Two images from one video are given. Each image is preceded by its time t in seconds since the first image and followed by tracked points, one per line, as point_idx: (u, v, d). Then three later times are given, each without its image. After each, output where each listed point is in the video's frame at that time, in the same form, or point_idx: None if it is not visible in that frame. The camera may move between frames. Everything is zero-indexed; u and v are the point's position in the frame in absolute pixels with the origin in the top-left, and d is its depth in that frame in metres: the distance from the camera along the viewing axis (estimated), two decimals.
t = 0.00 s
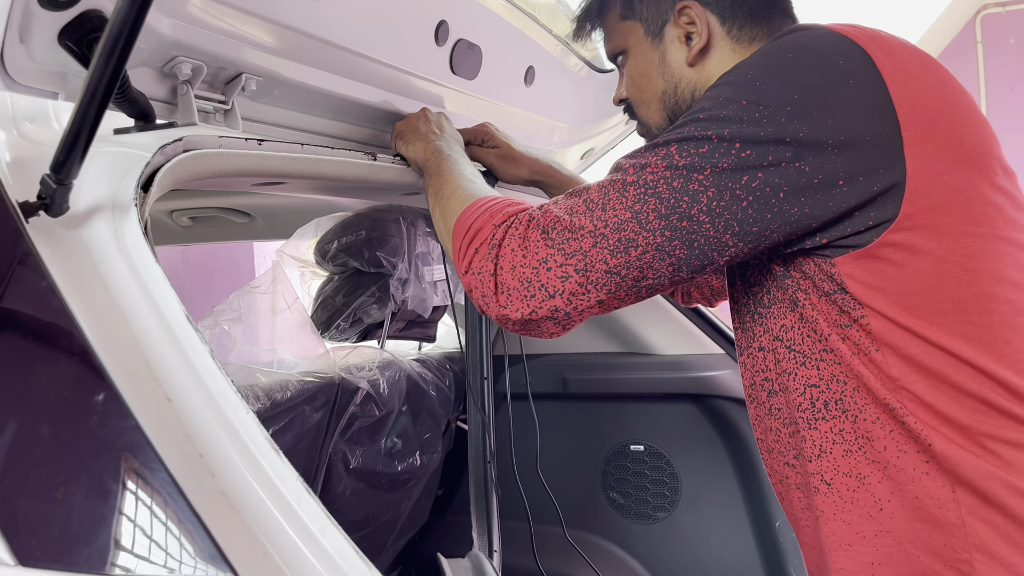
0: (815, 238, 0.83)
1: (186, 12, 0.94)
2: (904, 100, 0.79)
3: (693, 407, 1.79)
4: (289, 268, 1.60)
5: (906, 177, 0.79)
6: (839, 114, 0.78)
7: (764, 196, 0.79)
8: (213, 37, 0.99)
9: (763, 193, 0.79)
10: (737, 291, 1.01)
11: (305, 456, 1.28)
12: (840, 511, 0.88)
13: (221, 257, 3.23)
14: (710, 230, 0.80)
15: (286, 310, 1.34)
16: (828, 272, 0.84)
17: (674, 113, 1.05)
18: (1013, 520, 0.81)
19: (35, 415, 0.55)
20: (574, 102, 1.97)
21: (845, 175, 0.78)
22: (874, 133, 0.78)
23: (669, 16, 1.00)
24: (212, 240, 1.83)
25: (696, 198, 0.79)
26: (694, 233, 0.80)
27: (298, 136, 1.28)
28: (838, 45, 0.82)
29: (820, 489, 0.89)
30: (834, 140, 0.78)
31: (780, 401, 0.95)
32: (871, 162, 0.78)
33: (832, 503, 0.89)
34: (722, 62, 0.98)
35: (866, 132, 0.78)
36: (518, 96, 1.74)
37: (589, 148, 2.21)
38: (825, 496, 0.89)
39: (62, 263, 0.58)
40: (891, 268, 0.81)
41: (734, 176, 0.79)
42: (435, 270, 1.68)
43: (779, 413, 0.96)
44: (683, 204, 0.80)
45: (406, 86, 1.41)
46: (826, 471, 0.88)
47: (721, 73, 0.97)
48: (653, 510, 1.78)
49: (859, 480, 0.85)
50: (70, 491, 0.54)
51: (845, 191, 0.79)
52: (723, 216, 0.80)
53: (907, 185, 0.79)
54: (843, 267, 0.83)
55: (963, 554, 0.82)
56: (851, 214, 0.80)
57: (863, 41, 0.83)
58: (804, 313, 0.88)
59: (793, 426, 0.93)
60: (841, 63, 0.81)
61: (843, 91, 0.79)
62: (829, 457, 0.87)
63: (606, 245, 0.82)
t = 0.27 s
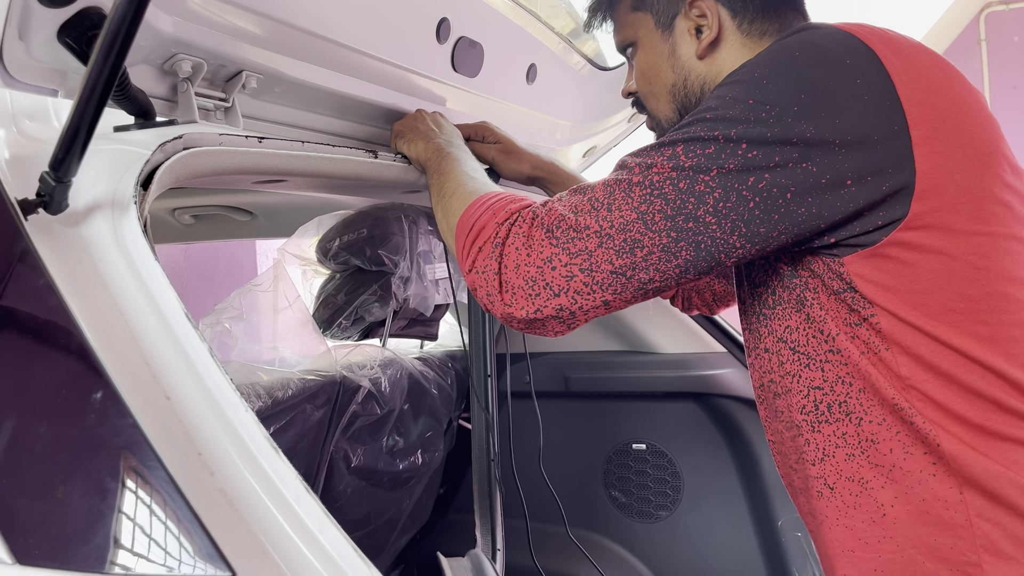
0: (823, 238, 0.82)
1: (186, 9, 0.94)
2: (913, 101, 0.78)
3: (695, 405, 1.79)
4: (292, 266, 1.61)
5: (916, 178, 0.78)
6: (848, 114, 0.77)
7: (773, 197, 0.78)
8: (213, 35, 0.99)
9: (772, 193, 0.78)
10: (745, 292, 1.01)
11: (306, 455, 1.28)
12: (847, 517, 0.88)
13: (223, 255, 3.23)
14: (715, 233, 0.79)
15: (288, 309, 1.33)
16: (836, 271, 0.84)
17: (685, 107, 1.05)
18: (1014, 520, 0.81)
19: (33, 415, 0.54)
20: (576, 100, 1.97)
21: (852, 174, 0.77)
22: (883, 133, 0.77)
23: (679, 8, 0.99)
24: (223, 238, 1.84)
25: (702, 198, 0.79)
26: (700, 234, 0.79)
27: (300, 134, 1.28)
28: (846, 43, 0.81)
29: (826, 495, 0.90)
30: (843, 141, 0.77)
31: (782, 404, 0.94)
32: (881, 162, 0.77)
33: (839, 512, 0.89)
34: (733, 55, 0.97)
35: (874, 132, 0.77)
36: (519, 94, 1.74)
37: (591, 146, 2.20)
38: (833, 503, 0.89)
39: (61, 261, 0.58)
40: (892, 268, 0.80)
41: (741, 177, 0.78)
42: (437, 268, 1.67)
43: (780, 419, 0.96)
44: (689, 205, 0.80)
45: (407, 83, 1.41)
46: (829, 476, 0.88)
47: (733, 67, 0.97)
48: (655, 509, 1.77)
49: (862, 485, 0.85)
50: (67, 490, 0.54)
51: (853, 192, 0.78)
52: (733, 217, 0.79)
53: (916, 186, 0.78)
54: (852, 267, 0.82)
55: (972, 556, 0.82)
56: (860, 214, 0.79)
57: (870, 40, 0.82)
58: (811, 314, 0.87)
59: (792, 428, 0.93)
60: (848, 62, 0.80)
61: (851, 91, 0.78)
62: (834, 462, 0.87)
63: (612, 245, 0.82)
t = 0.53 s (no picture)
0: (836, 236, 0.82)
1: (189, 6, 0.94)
2: (926, 99, 0.78)
3: (698, 404, 1.78)
4: (294, 264, 1.62)
5: (928, 177, 0.77)
6: (861, 112, 0.77)
7: (785, 195, 0.77)
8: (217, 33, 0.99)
9: (784, 191, 0.77)
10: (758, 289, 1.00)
11: (309, 453, 1.28)
12: (861, 511, 0.86)
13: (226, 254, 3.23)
14: (721, 230, 0.79)
15: (291, 307, 1.34)
16: (848, 269, 0.83)
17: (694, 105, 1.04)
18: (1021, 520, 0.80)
19: (35, 412, 0.54)
20: (579, 98, 1.96)
21: (866, 172, 0.76)
22: (896, 131, 0.77)
23: (690, 7, 0.99)
24: (218, 237, 1.84)
25: (713, 195, 0.79)
26: (711, 230, 0.79)
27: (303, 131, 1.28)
28: (859, 41, 0.81)
29: (840, 489, 0.88)
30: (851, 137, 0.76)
31: (801, 398, 0.93)
32: (893, 160, 0.77)
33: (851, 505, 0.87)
34: (744, 53, 0.96)
35: (888, 130, 0.76)
36: (522, 92, 1.73)
37: (595, 144, 2.19)
38: (847, 497, 0.88)
39: (62, 258, 0.57)
40: (898, 265, 0.80)
41: (753, 173, 0.78)
42: (440, 266, 1.66)
43: (797, 414, 0.95)
44: (703, 201, 0.79)
45: (410, 81, 1.40)
46: (843, 471, 0.87)
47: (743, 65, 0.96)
48: (658, 508, 1.77)
49: (878, 480, 0.85)
50: (69, 487, 0.54)
51: (866, 189, 0.77)
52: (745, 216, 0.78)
53: (929, 185, 0.77)
54: (865, 264, 0.82)
55: (987, 551, 0.82)
56: (873, 212, 0.79)
57: (883, 38, 0.82)
58: (823, 311, 0.87)
59: (813, 424, 0.92)
60: (860, 60, 0.79)
61: (864, 89, 0.77)
62: (847, 456, 0.86)
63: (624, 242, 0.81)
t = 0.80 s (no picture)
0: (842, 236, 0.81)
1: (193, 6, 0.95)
2: (930, 99, 0.78)
3: (701, 404, 1.78)
4: (297, 264, 1.62)
5: (931, 177, 0.77)
6: (864, 112, 0.77)
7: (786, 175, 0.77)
8: (221, 33, 1.00)
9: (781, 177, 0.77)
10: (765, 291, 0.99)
11: (312, 452, 1.29)
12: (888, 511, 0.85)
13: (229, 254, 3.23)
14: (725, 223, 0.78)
15: (294, 306, 1.35)
16: (856, 269, 0.83)
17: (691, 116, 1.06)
18: None
19: (40, 410, 0.55)
20: (582, 98, 1.96)
21: (869, 171, 0.76)
22: (900, 132, 0.76)
23: (690, 17, 0.99)
24: (218, 237, 1.84)
25: (719, 191, 0.79)
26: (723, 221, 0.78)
27: (306, 131, 1.28)
28: (863, 42, 0.81)
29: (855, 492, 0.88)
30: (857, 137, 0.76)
31: (810, 401, 0.93)
32: (898, 160, 0.76)
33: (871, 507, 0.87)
34: (745, 62, 0.96)
35: (893, 131, 0.76)
36: (525, 92, 1.73)
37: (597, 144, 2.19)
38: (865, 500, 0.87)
39: (67, 257, 0.58)
40: (903, 264, 0.80)
41: (759, 171, 0.78)
42: (442, 265, 1.67)
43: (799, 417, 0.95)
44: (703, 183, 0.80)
45: (413, 81, 1.40)
46: (860, 471, 0.86)
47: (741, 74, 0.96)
48: (660, 508, 1.77)
49: (895, 479, 0.84)
50: (74, 485, 0.54)
51: (870, 189, 0.77)
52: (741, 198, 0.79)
53: (932, 186, 0.77)
54: (871, 265, 0.81)
55: (1007, 548, 0.81)
56: (879, 212, 0.78)
57: (888, 40, 0.81)
58: (834, 311, 0.86)
59: (823, 424, 0.91)
60: (864, 60, 0.79)
61: (868, 88, 0.77)
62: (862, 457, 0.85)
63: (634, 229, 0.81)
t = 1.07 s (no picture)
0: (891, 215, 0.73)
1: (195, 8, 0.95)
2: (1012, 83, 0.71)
3: (701, 405, 1.78)
4: (299, 264, 1.63)
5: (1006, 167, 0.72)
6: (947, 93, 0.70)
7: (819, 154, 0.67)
8: (223, 35, 1.00)
9: (844, 159, 0.67)
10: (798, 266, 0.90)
11: (313, 452, 1.29)
12: (890, 499, 0.77)
13: (230, 255, 3.24)
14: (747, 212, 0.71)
15: (295, 307, 1.35)
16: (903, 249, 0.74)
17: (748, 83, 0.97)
18: None
19: (43, 411, 0.55)
20: (583, 100, 1.97)
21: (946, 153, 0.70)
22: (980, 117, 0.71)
23: None
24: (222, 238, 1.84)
25: (775, 155, 0.68)
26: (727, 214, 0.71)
27: (308, 133, 1.29)
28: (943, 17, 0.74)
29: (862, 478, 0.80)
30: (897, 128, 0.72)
31: (833, 382, 0.83)
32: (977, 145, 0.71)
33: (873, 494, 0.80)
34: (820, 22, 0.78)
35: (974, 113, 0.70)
36: (526, 94, 1.74)
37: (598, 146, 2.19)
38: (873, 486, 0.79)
39: (71, 259, 0.58)
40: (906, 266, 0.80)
41: (819, 138, 0.67)
42: (443, 267, 1.68)
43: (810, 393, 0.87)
44: (738, 144, 0.69)
45: (414, 83, 1.41)
46: (877, 456, 0.78)
47: (817, 36, 0.77)
48: (660, 509, 1.77)
49: (915, 466, 0.75)
50: (77, 486, 0.54)
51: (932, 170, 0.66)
52: (778, 159, 0.68)
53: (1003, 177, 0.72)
54: (922, 248, 0.72)
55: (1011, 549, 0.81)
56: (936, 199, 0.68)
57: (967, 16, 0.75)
58: (873, 292, 0.77)
59: (846, 408, 0.82)
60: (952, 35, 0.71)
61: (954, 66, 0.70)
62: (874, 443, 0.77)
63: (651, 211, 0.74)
